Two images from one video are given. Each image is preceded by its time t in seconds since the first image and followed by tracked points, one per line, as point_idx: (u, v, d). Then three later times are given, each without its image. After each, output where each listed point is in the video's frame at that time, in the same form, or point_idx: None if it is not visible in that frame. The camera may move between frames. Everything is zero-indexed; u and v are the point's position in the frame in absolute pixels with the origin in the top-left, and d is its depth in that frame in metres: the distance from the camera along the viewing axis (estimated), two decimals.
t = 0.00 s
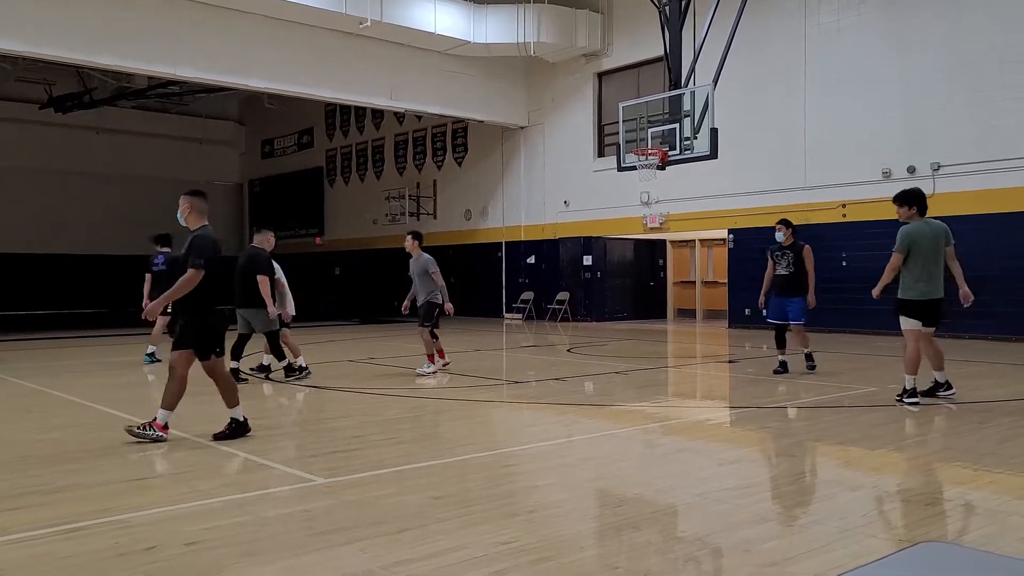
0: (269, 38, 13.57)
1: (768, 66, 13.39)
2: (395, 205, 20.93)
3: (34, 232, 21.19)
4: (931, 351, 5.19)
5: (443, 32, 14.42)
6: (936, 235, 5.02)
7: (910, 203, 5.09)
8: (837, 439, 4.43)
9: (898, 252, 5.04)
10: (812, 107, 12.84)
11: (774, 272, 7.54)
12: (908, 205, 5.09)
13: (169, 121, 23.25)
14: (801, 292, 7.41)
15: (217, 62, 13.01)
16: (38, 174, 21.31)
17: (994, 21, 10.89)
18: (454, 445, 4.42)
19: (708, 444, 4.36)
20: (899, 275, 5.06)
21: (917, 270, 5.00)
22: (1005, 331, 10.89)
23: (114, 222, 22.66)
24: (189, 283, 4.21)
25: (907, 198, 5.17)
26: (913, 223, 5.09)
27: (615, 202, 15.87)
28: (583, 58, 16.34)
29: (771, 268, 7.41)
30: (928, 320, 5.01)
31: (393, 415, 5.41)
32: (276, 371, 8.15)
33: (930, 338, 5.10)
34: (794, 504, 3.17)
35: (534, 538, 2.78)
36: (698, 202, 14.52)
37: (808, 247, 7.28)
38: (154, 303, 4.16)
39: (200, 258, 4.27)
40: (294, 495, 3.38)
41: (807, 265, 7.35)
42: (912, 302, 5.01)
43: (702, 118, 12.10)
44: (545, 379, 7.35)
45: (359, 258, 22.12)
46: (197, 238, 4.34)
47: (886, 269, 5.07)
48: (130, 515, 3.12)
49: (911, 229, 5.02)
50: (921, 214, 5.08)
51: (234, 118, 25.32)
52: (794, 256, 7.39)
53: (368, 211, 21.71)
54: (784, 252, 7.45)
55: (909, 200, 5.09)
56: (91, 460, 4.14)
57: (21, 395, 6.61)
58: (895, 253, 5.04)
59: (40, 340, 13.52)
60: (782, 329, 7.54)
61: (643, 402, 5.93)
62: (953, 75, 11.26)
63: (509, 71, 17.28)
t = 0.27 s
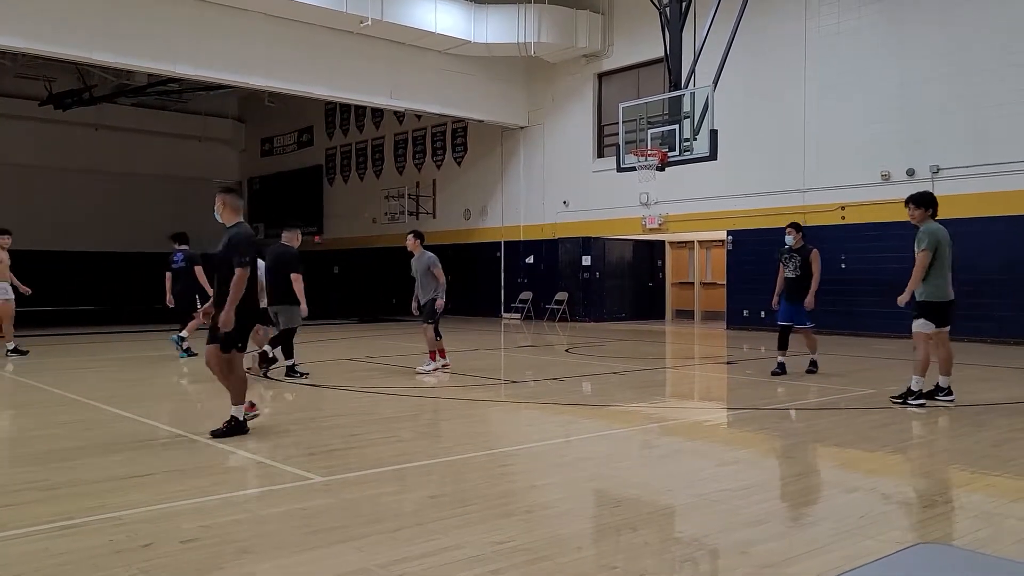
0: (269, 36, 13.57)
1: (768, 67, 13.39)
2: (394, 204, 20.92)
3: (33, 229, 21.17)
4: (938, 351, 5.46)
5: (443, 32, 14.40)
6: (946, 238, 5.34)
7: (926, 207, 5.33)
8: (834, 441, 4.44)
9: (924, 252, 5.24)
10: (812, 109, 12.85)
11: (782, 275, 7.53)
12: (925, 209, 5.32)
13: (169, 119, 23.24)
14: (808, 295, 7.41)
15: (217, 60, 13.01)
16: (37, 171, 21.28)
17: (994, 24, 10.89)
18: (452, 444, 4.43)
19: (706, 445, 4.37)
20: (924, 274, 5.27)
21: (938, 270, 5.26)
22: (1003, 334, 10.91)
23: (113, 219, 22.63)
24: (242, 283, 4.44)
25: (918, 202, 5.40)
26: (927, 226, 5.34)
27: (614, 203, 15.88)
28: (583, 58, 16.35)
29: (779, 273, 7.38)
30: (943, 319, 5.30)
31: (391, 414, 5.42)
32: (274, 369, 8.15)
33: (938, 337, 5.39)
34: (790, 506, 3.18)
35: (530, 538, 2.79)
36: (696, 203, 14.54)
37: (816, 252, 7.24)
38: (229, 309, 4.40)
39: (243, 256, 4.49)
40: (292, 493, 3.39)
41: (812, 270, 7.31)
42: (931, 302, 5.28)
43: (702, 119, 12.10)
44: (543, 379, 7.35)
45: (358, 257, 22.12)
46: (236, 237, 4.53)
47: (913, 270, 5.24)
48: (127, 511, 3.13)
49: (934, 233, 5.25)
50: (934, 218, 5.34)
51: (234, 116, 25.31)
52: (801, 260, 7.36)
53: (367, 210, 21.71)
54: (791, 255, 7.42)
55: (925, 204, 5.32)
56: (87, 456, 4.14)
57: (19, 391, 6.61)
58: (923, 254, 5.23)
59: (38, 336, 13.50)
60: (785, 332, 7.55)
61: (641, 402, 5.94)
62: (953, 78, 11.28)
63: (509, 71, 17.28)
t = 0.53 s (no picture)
0: (268, 35, 13.55)
1: (768, 68, 13.40)
2: (392, 203, 20.91)
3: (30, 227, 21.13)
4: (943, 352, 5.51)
5: (442, 31, 14.39)
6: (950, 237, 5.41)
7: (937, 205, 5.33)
8: (831, 442, 4.44)
9: (953, 249, 5.19)
10: (810, 110, 12.86)
11: (786, 277, 7.53)
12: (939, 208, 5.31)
13: (167, 117, 23.20)
14: (812, 297, 7.44)
15: (216, 58, 12.99)
16: (35, 169, 21.24)
17: (993, 26, 10.91)
18: (449, 444, 4.42)
19: (703, 445, 4.37)
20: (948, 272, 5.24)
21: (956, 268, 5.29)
22: (1000, 335, 10.93)
23: (110, 217, 22.59)
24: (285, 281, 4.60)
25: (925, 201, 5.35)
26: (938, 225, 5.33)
27: (612, 203, 15.88)
28: (582, 58, 16.35)
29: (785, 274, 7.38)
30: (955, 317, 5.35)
31: (388, 413, 5.41)
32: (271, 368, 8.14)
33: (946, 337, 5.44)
34: (787, 506, 3.18)
35: (528, 538, 2.79)
36: (694, 204, 14.55)
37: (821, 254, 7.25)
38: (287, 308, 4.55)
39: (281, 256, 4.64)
40: (288, 493, 3.38)
41: (818, 272, 7.32)
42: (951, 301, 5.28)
43: (700, 120, 12.10)
44: (541, 379, 7.35)
45: (357, 256, 22.10)
46: (272, 238, 4.68)
47: (948, 266, 5.15)
48: (124, 510, 3.12)
49: (953, 231, 5.26)
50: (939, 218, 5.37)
51: (232, 115, 25.28)
52: (806, 262, 7.37)
53: (365, 209, 21.69)
54: (796, 257, 7.44)
55: (938, 203, 5.32)
56: (84, 455, 4.13)
57: (15, 389, 6.59)
58: (955, 251, 5.18)
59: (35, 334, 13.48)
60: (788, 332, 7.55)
61: (639, 403, 5.94)
62: (952, 80, 11.29)
63: (508, 70, 17.28)
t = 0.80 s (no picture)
0: (267, 35, 13.55)
1: (765, 69, 13.41)
2: (390, 203, 20.88)
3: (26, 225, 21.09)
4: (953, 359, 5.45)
5: (440, 31, 14.38)
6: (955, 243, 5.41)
7: (953, 209, 5.33)
8: (828, 443, 4.44)
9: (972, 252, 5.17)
10: (808, 111, 12.87)
11: (786, 277, 7.55)
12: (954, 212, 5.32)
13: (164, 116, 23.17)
14: (814, 298, 7.42)
15: (214, 57, 12.98)
16: (31, 167, 21.20)
17: (990, 29, 10.93)
18: (446, 444, 4.42)
19: (700, 446, 4.38)
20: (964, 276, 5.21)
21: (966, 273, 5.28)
22: (996, 337, 10.96)
23: (107, 216, 22.55)
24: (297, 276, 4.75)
25: (939, 202, 5.34)
26: (954, 228, 5.32)
27: (610, 204, 15.89)
28: (580, 59, 16.36)
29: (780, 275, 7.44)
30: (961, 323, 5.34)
31: (385, 413, 5.41)
32: (268, 368, 8.13)
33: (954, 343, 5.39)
34: (784, 507, 3.18)
35: (525, 538, 2.79)
36: (692, 205, 14.56)
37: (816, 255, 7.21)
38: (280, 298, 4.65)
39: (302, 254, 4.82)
40: (285, 492, 3.38)
41: (817, 274, 7.31)
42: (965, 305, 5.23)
43: (698, 121, 12.10)
44: (538, 379, 7.35)
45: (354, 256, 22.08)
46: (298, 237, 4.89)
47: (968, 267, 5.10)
48: (121, 509, 3.12)
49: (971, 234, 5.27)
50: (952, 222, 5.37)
51: (230, 114, 25.26)
52: (803, 263, 7.34)
53: (363, 209, 21.69)
54: (795, 258, 7.43)
55: (954, 207, 5.32)
56: (80, 454, 4.12)
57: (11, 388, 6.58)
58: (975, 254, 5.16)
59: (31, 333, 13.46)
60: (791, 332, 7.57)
61: (635, 403, 5.94)
62: (949, 82, 11.31)
63: (506, 70, 17.27)
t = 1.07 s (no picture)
0: (264, 34, 13.53)
1: (762, 71, 13.44)
2: (386, 203, 20.88)
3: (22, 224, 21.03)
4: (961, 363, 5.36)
5: (437, 30, 14.36)
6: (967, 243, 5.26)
7: (969, 208, 5.13)
8: (823, 443, 4.45)
9: (992, 254, 4.99)
10: (805, 112, 12.89)
11: (779, 279, 7.56)
12: (971, 212, 5.12)
13: (161, 115, 23.13)
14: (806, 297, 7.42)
15: (211, 57, 12.95)
16: (27, 165, 21.13)
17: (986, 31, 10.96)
18: (443, 444, 4.42)
19: (696, 446, 4.38)
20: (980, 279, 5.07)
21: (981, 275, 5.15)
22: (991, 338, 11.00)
23: (103, 215, 22.49)
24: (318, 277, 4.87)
25: (954, 203, 5.13)
26: (971, 229, 5.13)
27: (607, 204, 15.90)
28: (577, 59, 16.37)
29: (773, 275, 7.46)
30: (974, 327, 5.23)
31: (381, 413, 5.41)
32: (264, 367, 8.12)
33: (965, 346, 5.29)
34: (779, 508, 3.19)
35: (520, 538, 2.79)
36: (688, 205, 14.59)
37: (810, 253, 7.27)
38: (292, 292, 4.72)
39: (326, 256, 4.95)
40: (281, 492, 3.38)
41: (807, 272, 7.35)
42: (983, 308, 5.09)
43: (695, 121, 12.09)
44: (534, 379, 7.35)
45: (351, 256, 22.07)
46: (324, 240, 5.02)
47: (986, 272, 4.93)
48: (116, 509, 3.11)
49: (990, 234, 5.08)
50: (968, 222, 5.18)
51: (226, 113, 25.22)
52: (796, 263, 7.41)
53: (359, 208, 21.68)
54: (787, 258, 7.48)
55: (970, 207, 5.12)
56: (75, 454, 4.11)
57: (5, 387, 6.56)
58: (995, 257, 4.98)
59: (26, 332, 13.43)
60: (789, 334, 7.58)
61: (631, 403, 5.95)
62: (945, 84, 11.34)
63: (503, 70, 17.28)
